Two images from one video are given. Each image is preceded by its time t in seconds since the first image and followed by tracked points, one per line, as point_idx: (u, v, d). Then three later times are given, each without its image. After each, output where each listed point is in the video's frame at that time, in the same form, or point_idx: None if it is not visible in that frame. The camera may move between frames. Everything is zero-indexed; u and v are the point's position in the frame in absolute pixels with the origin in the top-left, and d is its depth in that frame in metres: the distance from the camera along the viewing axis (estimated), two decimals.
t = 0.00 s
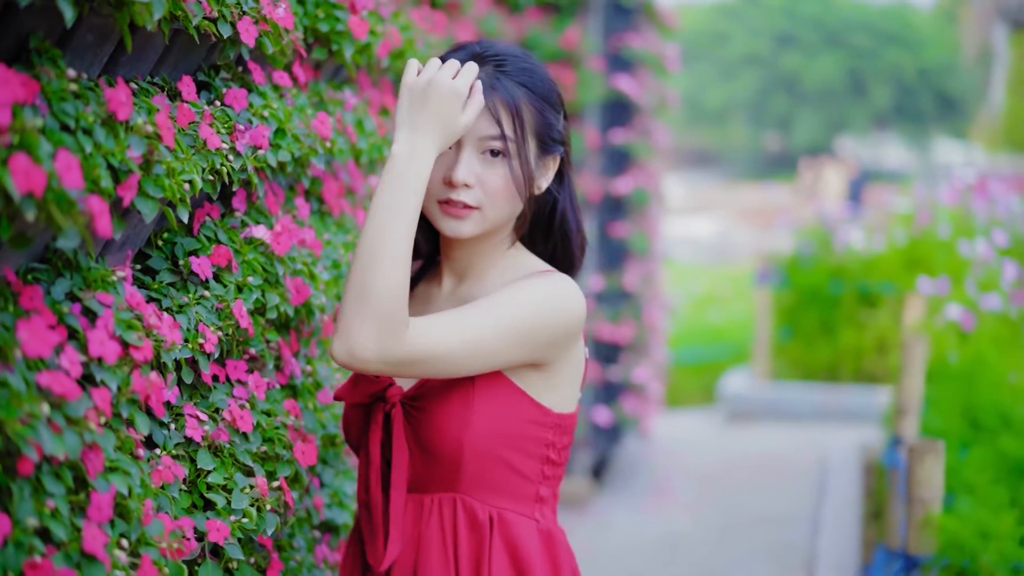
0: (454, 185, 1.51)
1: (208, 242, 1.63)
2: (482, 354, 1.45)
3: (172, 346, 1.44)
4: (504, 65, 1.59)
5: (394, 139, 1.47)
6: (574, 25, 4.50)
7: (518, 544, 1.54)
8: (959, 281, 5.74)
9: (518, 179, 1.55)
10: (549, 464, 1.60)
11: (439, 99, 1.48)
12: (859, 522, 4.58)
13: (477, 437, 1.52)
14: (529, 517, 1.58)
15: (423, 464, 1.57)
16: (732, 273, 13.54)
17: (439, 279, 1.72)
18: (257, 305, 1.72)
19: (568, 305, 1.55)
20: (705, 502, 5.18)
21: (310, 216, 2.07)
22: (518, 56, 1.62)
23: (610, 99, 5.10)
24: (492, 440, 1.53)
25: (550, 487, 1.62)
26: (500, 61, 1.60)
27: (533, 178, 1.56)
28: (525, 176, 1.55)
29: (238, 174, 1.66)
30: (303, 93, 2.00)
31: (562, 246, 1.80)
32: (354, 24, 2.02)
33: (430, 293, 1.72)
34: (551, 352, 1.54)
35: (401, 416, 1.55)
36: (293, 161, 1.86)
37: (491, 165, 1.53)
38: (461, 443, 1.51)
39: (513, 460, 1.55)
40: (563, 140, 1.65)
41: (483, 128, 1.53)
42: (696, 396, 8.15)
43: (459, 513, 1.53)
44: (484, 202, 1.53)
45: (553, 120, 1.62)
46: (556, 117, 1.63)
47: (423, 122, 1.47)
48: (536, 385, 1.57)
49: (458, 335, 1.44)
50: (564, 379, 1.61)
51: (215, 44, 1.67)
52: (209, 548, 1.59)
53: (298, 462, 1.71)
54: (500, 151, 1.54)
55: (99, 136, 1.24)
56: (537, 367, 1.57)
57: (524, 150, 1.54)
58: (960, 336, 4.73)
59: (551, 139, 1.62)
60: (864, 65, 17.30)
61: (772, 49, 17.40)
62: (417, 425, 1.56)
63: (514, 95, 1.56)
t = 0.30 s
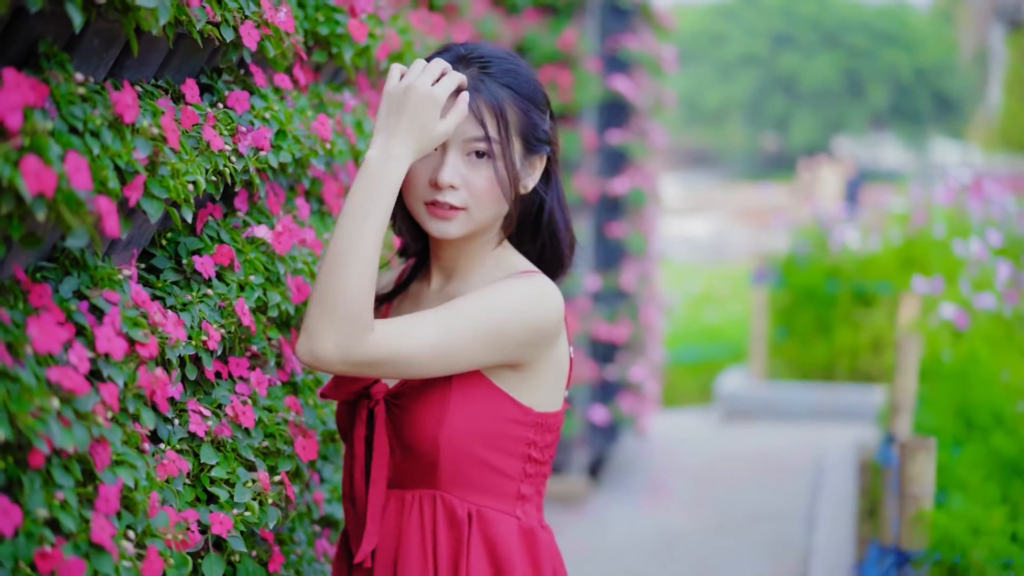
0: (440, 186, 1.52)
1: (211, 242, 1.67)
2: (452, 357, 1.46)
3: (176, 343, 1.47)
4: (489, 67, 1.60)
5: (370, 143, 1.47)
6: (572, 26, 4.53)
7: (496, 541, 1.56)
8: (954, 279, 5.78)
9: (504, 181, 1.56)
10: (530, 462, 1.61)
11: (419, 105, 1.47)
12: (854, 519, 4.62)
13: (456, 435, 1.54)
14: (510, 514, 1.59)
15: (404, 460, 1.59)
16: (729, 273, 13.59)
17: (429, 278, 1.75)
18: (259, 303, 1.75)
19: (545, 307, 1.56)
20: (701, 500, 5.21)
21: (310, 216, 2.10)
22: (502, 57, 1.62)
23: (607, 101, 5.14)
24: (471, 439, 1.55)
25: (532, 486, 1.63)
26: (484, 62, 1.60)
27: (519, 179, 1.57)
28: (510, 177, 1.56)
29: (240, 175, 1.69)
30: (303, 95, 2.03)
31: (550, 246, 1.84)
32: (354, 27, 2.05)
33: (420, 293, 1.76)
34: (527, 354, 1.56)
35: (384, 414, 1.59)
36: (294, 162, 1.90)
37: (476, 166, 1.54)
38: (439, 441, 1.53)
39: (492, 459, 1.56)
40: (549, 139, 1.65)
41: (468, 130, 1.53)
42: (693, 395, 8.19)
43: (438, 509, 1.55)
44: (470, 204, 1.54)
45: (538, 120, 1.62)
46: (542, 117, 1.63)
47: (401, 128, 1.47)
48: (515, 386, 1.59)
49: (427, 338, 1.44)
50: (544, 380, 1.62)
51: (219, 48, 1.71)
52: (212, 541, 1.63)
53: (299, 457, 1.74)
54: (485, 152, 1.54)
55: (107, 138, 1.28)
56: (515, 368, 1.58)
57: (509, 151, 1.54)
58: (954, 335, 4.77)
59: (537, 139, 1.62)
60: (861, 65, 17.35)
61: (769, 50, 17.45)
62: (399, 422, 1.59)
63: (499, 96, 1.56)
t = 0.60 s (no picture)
0: (428, 187, 1.55)
1: (211, 240, 1.70)
2: (415, 349, 1.48)
3: (178, 339, 1.50)
4: (474, 66, 1.62)
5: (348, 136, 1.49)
6: (569, 27, 4.55)
7: (467, 537, 1.58)
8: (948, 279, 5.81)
9: (491, 179, 1.59)
10: (506, 460, 1.62)
11: (399, 103, 1.50)
12: (848, 515, 4.66)
13: (428, 433, 1.56)
14: (483, 511, 1.61)
15: (383, 455, 1.62)
16: (727, 272, 13.65)
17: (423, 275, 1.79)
18: (258, 300, 1.79)
19: (517, 307, 1.57)
20: (698, 497, 5.25)
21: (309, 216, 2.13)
22: (487, 56, 1.65)
23: (603, 101, 5.17)
24: (444, 436, 1.57)
25: (510, 484, 1.64)
26: (469, 61, 1.63)
27: (506, 176, 1.60)
28: (497, 174, 1.59)
29: (240, 175, 1.72)
30: (302, 96, 2.06)
31: (542, 241, 1.86)
32: (352, 29, 2.08)
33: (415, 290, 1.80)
34: (498, 351, 1.56)
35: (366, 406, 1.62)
36: (294, 162, 1.93)
37: (463, 165, 1.57)
38: (412, 437, 1.56)
39: (466, 456, 1.58)
40: (537, 136, 1.68)
41: (455, 130, 1.56)
42: (689, 394, 8.23)
43: (412, 504, 1.59)
44: (459, 202, 1.57)
45: (525, 117, 1.64)
46: (528, 114, 1.65)
47: (380, 123, 1.49)
48: (491, 384, 1.60)
49: (390, 328, 1.46)
50: (524, 379, 1.63)
51: (219, 50, 1.74)
52: (213, 533, 1.66)
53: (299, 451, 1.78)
54: (472, 150, 1.57)
55: (111, 138, 1.31)
56: (490, 365, 1.59)
57: (496, 150, 1.57)
58: (948, 333, 4.80)
59: (525, 134, 1.65)
60: (858, 65, 17.38)
61: (767, 50, 17.48)
62: (379, 417, 1.62)
63: (485, 95, 1.59)
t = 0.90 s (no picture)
0: (421, 186, 1.57)
1: (210, 240, 1.72)
2: (390, 347, 1.49)
3: (178, 337, 1.52)
4: (468, 67, 1.65)
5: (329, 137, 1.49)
6: (565, 28, 4.57)
7: (446, 536, 1.60)
8: (943, 278, 5.83)
9: (483, 179, 1.61)
10: (488, 460, 1.64)
11: (377, 103, 1.49)
12: (844, 513, 4.69)
13: (409, 432, 1.58)
14: (464, 511, 1.63)
15: (368, 452, 1.65)
16: (724, 272, 13.68)
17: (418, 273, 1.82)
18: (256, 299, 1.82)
19: (498, 308, 1.58)
20: (694, 496, 5.27)
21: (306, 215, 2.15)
22: (482, 57, 1.68)
23: (600, 101, 5.18)
24: (424, 436, 1.58)
25: (492, 485, 1.66)
26: (464, 62, 1.65)
27: (497, 177, 1.62)
28: (490, 175, 1.61)
29: (239, 176, 1.75)
30: (299, 98, 2.08)
31: (536, 241, 1.88)
32: (349, 31, 2.10)
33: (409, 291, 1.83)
34: (478, 351, 1.57)
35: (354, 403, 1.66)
36: (291, 162, 1.96)
37: (456, 165, 1.59)
38: (393, 436, 1.58)
39: (446, 456, 1.60)
40: (531, 137, 1.70)
41: (448, 131, 1.58)
42: (686, 393, 8.26)
43: (393, 502, 1.61)
44: (452, 202, 1.59)
45: (519, 118, 1.66)
46: (522, 115, 1.67)
47: (358, 123, 1.49)
48: (472, 383, 1.61)
49: (366, 327, 1.47)
50: (507, 379, 1.64)
51: (217, 53, 1.76)
52: (212, 529, 1.69)
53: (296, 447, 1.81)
54: (465, 150, 1.59)
55: (112, 140, 1.33)
56: (472, 365, 1.60)
57: (488, 150, 1.60)
58: (943, 332, 4.81)
59: (520, 135, 1.67)
60: (856, 65, 17.40)
61: (764, 50, 17.51)
62: (364, 416, 1.64)
63: (478, 96, 1.61)
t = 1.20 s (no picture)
0: (418, 182, 1.59)
1: (210, 239, 1.74)
2: (378, 351, 1.51)
3: (178, 334, 1.55)
4: (468, 65, 1.66)
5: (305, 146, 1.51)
6: (562, 29, 4.60)
7: (432, 532, 1.62)
8: (937, 277, 5.85)
9: (479, 177, 1.63)
10: (475, 458, 1.65)
11: (349, 109, 1.52)
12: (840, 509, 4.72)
13: (396, 429, 1.60)
14: (451, 508, 1.64)
15: (358, 448, 1.67)
16: (722, 271, 13.70)
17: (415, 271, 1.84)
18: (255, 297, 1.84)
19: (485, 307, 1.59)
20: (691, 494, 5.30)
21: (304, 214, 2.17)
22: (482, 57, 1.69)
23: (597, 102, 5.21)
24: (411, 433, 1.60)
25: (481, 483, 1.68)
26: (463, 61, 1.67)
27: (493, 175, 1.64)
28: (486, 173, 1.63)
29: (238, 175, 1.77)
30: (298, 99, 2.11)
31: (533, 241, 1.90)
32: (346, 33, 2.12)
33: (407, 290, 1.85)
34: (466, 351, 1.59)
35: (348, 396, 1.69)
36: (289, 162, 1.98)
37: (454, 162, 1.61)
38: (380, 432, 1.60)
39: (433, 454, 1.62)
40: (530, 137, 1.72)
41: (445, 128, 1.60)
42: (684, 393, 8.29)
43: (380, 498, 1.63)
44: (448, 199, 1.61)
45: (517, 118, 1.68)
46: (520, 115, 1.69)
47: (332, 130, 1.51)
48: (462, 382, 1.63)
49: (354, 331, 1.49)
50: (497, 377, 1.65)
51: (216, 54, 1.78)
52: (212, 524, 1.71)
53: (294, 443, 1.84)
54: (462, 148, 1.61)
55: (113, 141, 1.35)
56: (463, 365, 1.62)
57: (484, 148, 1.62)
58: (938, 331, 4.84)
59: (518, 135, 1.69)
60: (854, 65, 17.43)
61: (762, 50, 17.54)
62: (355, 411, 1.67)
63: (476, 95, 1.63)
